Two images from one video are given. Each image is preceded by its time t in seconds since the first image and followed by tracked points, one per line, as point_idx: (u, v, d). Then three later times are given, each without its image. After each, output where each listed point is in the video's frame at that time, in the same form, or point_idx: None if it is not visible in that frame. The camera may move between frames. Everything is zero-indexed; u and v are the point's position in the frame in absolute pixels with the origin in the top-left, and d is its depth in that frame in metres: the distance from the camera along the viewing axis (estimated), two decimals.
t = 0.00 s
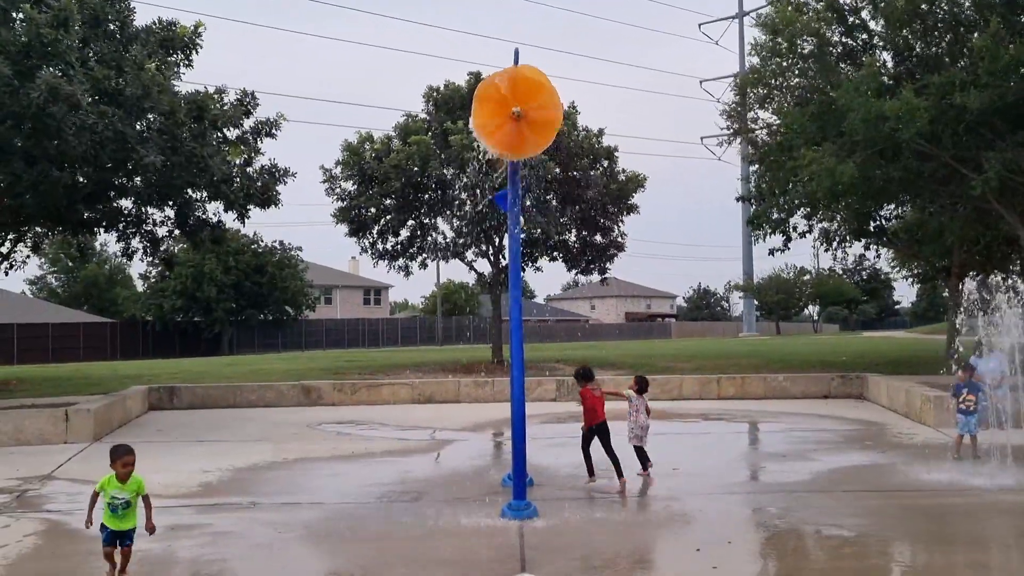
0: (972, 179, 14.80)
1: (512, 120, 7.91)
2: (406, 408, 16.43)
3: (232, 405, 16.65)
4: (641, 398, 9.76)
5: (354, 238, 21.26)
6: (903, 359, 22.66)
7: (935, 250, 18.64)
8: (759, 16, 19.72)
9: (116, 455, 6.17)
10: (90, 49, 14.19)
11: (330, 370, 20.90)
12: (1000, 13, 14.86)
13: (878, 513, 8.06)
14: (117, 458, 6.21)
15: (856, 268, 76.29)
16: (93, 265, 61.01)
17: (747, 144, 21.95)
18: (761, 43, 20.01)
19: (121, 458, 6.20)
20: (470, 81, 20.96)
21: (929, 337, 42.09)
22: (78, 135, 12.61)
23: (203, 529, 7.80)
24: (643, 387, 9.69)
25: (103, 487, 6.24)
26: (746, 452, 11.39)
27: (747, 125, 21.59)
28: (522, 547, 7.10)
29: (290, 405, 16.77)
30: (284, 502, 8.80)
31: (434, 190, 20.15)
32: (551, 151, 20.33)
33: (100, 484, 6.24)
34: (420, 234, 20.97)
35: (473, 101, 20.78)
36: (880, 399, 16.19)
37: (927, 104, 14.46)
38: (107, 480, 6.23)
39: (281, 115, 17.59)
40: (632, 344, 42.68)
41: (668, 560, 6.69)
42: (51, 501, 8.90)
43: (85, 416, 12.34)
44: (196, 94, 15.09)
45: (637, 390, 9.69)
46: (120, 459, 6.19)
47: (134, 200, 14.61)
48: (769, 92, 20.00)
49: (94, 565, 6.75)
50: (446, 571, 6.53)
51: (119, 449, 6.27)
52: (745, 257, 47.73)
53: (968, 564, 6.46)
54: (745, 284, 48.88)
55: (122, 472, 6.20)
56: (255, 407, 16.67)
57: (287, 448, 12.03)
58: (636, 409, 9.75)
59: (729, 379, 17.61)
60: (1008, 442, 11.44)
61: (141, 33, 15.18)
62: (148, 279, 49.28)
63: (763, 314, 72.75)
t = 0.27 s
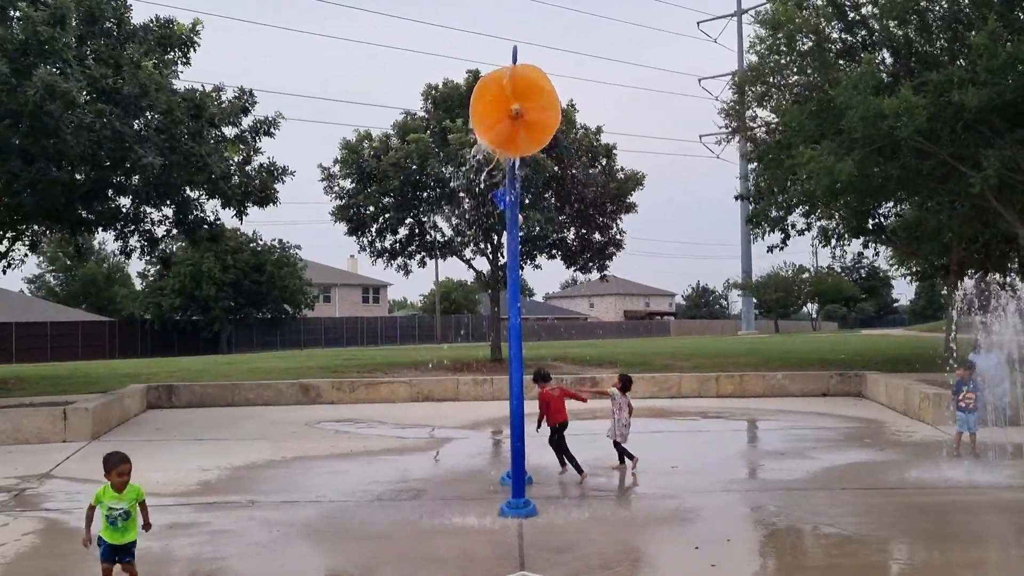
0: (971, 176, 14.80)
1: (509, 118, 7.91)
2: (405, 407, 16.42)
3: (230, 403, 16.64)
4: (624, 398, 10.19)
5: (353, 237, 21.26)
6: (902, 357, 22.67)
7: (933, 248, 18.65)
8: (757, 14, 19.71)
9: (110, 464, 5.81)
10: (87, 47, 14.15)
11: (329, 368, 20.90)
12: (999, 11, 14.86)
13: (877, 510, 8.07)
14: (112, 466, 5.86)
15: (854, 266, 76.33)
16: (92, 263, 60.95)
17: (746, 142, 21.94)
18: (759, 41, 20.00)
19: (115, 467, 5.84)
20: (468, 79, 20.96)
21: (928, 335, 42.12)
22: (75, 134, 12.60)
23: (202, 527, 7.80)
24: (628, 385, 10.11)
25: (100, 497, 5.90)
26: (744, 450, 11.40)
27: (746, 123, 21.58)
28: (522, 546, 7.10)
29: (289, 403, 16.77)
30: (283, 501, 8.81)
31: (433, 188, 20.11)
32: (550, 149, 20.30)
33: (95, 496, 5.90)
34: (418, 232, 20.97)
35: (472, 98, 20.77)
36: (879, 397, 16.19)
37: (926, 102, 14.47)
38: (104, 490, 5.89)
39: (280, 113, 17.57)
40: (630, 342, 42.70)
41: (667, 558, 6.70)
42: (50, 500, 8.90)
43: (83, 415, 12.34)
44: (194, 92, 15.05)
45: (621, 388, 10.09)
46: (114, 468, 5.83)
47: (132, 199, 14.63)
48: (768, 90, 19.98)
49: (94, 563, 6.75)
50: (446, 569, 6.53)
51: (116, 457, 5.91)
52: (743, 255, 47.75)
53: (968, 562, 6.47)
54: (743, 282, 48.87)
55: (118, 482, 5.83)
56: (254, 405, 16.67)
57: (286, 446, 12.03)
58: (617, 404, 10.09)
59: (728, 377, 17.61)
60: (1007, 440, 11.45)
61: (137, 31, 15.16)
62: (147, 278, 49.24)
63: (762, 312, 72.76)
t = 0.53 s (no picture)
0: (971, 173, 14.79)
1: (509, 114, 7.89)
2: (405, 405, 16.42)
3: (231, 402, 16.64)
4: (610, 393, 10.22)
5: (353, 235, 21.26)
6: (903, 354, 22.63)
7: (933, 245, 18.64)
8: (757, 11, 19.70)
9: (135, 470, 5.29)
10: (86, 44, 14.12)
11: (329, 367, 20.91)
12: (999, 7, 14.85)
13: (877, 508, 8.07)
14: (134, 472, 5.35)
15: (855, 263, 76.26)
16: (92, 262, 60.98)
17: (746, 139, 21.93)
18: (759, 39, 19.98)
19: (140, 472, 5.34)
20: (468, 77, 20.95)
21: (929, 332, 42.06)
22: (75, 132, 12.58)
23: (203, 526, 7.80)
24: (614, 382, 10.12)
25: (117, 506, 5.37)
26: (745, 448, 11.39)
27: (746, 121, 21.58)
28: (522, 544, 7.10)
29: (289, 402, 16.77)
30: (284, 500, 8.81)
31: (433, 187, 20.13)
32: (550, 146, 20.32)
33: (112, 504, 5.37)
34: (419, 230, 20.98)
35: (472, 97, 20.76)
36: (880, 394, 16.18)
37: (926, 99, 14.46)
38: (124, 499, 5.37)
39: (280, 111, 17.56)
40: (631, 340, 42.69)
41: (667, 556, 6.70)
42: (51, 499, 8.90)
43: (84, 414, 12.35)
44: (195, 91, 15.00)
45: (606, 384, 10.12)
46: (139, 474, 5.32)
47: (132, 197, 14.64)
48: (768, 87, 19.98)
49: (96, 562, 6.76)
50: (447, 567, 6.53)
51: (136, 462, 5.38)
52: (744, 252, 47.76)
53: (968, 559, 6.47)
54: (743, 280, 48.83)
55: (142, 489, 5.35)
56: (255, 404, 16.67)
57: (286, 445, 12.04)
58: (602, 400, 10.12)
59: (728, 375, 17.61)
60: (1008, 437, 11.44)
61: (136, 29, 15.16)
62: (147, 277, 49.24)
63: (763, 310, 72.73)
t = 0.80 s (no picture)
0: (973, 171, 14.78)
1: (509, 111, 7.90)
2: (407, 404, 16.42)
3: (232, 400, 16.65)
4: (593, 391, 10.26)
5: (354, 234, 21.26)
6: (905, 353, 22.61)
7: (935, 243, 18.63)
8: (759, 10, 19.69)
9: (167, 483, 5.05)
10: (88, 44, 14.16)
11: (331, 365, 20.91)
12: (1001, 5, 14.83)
13: (880, 506, 8.06)
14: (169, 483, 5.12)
15: (857, 262, 76.17)
16: (94, 261, 61.03)
17: (748, 138, 21.93)
18: (761, 37, 19.97)
19: (176, 485, 5.10)
20: (470, 76, 20.95)
21: (932, 331, 42.02)
22: (77, 130, 12.57)
23: (205, 525, 7.81)
24: (598, 380, 10.15)
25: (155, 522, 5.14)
26: (747, 446, 11.38)
27: (748, 119, 21.57)
28: (524, 542, 7.09)
29: (291, 401, 16.77)
30: (286, 498, 8.81)
31: (434, 185, 20.14)
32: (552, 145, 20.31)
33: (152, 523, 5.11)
34: (420, 229, 20.99)
35: (473, 95, 20.76)
36: (882, 393, 16.16)
37: (927, 97, 14.46)
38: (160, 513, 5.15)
39: (282, 110, 17.57)
40: (632, 338, 42.71)
41: (669, 554, 6.70)
42: (53, 497, 8.91)
43: (86, 412, 12.36)
44: (197, 90, 15.01)
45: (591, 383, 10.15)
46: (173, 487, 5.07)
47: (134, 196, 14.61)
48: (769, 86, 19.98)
49: (98, 560, 6.77)
50: (449, 566, 6.54)
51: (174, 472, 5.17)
52: (745, 250, 47.73)
53: (971, 557, 6.47)
54: (745, 278, 48.80)
55: (179, 503, 5.09)
56: (257, 403, 16.67)
57: (289, 443, 12.04)
58: (587, 399, 10.14)
59: (730, 373, 17.60)
60: (1009, 436, 11.42)
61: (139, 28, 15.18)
62: (149, 275, 49.30)
63: (764, 308, 72.69)
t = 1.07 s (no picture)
0: (974, 169, 14.78)
1: (509, 108, 7.89)
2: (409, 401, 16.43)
3: (234, 398, 16.66)
4: (573, 389, 10.33)
5: (356, 232, 21.26)
6: (907, 350, 22.61)
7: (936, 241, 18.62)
8: (760, 7, 19.68)
9: (245, 481, 4.99)
10: (90, 42, 14.14)
11: (332, 363, 20.91)
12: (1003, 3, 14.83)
13: (881, 504, 8.07)
14: (237, 481, 5.05)
15: (858, 259, 76.13)
16: (95, 259, 61.04)
17: (749, 135, 21.92)
18: (762, 35, 19.96)
19: (250, 481, 5.05)
20: (471, 74, 20.93)
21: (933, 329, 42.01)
22: (79, 129, 12.59)
23: (208, 522, 7.82)
24: (576, 378, 10.19)
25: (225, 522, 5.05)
26: (748, 444, 11.38)
27: (749, 116, 21.57)
28: (526, 539, 7.10)
29: (293, 398, 16.79)
30: (288, 496, 8.83)
31: (436, 183, 20.13)
32: (553, 143, 20.31)
33: (223, 521, 5.03)
34: (422, 227, 20.99)
35: (475, 93, 20.74)
36: (883, 390, 16.16)
37: (929, 94, 14.45)
38: (229, 513, 5.05)
39: (283, 108, 17.58)
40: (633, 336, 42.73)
41: (671, 552, 6.71)
42: (56, 495, 8.92)
43: (89, 411, 12.37)
44: (199, 88, 15.02)
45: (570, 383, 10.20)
46: (249, 484, 5.03)
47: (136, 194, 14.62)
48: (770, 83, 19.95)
49: (101, 558, 6.78)
50: (452, 563, 6.55)
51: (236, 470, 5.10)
52: (746, 248, 47.73)
53: (972, 554, 6.48)
54: (746, 276, 48.80)
55: (251, 498, 5.06)
56: (259, 400, 16.69)
57: (290, 441, 12.05)
58: (568, 398, 10.25)
59: (732, 370, 17.59)
60: (1010, 433, 11.42)
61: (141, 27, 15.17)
62: (151, 273, 49.31)
63: (765, 306, 72.68)
